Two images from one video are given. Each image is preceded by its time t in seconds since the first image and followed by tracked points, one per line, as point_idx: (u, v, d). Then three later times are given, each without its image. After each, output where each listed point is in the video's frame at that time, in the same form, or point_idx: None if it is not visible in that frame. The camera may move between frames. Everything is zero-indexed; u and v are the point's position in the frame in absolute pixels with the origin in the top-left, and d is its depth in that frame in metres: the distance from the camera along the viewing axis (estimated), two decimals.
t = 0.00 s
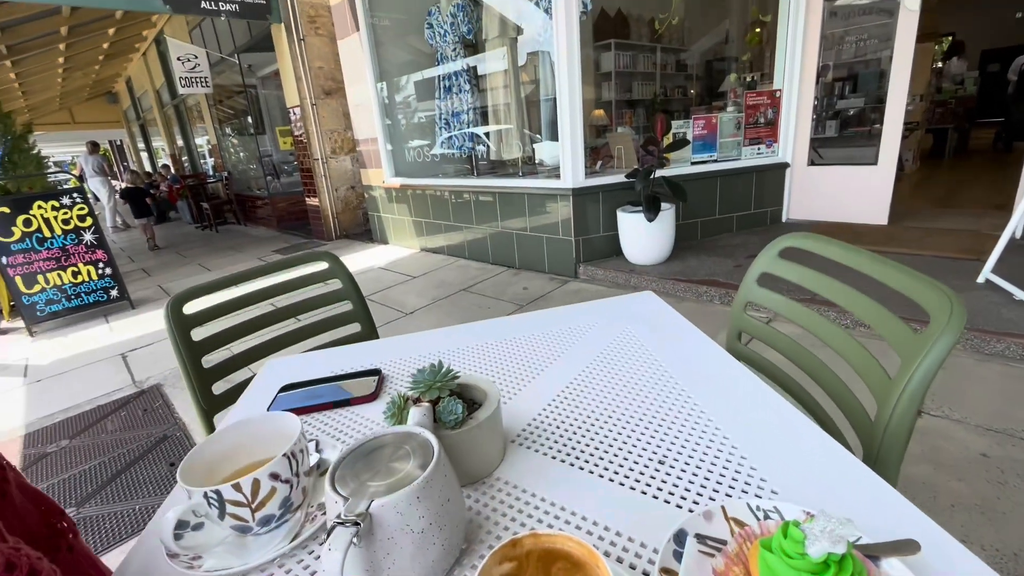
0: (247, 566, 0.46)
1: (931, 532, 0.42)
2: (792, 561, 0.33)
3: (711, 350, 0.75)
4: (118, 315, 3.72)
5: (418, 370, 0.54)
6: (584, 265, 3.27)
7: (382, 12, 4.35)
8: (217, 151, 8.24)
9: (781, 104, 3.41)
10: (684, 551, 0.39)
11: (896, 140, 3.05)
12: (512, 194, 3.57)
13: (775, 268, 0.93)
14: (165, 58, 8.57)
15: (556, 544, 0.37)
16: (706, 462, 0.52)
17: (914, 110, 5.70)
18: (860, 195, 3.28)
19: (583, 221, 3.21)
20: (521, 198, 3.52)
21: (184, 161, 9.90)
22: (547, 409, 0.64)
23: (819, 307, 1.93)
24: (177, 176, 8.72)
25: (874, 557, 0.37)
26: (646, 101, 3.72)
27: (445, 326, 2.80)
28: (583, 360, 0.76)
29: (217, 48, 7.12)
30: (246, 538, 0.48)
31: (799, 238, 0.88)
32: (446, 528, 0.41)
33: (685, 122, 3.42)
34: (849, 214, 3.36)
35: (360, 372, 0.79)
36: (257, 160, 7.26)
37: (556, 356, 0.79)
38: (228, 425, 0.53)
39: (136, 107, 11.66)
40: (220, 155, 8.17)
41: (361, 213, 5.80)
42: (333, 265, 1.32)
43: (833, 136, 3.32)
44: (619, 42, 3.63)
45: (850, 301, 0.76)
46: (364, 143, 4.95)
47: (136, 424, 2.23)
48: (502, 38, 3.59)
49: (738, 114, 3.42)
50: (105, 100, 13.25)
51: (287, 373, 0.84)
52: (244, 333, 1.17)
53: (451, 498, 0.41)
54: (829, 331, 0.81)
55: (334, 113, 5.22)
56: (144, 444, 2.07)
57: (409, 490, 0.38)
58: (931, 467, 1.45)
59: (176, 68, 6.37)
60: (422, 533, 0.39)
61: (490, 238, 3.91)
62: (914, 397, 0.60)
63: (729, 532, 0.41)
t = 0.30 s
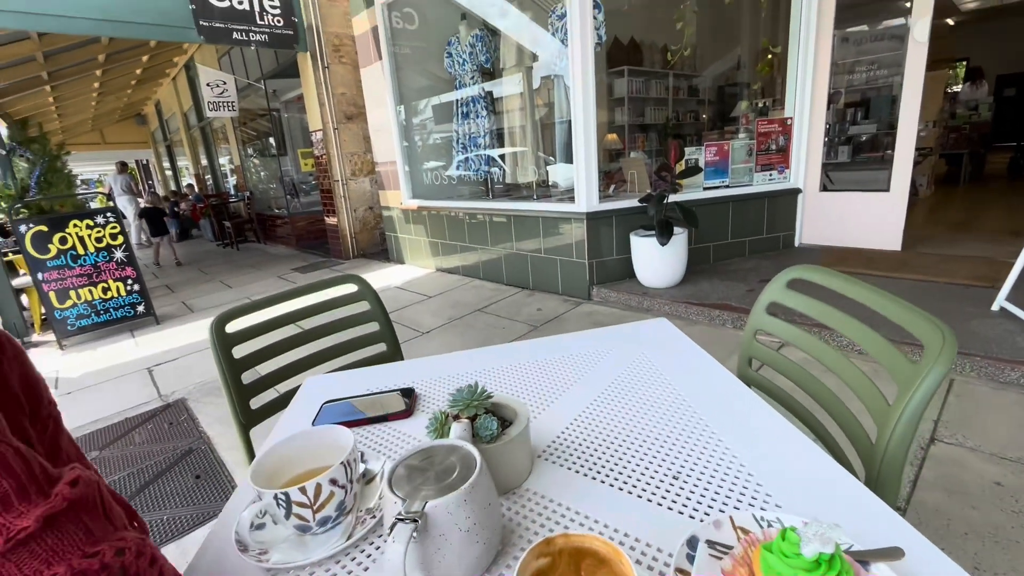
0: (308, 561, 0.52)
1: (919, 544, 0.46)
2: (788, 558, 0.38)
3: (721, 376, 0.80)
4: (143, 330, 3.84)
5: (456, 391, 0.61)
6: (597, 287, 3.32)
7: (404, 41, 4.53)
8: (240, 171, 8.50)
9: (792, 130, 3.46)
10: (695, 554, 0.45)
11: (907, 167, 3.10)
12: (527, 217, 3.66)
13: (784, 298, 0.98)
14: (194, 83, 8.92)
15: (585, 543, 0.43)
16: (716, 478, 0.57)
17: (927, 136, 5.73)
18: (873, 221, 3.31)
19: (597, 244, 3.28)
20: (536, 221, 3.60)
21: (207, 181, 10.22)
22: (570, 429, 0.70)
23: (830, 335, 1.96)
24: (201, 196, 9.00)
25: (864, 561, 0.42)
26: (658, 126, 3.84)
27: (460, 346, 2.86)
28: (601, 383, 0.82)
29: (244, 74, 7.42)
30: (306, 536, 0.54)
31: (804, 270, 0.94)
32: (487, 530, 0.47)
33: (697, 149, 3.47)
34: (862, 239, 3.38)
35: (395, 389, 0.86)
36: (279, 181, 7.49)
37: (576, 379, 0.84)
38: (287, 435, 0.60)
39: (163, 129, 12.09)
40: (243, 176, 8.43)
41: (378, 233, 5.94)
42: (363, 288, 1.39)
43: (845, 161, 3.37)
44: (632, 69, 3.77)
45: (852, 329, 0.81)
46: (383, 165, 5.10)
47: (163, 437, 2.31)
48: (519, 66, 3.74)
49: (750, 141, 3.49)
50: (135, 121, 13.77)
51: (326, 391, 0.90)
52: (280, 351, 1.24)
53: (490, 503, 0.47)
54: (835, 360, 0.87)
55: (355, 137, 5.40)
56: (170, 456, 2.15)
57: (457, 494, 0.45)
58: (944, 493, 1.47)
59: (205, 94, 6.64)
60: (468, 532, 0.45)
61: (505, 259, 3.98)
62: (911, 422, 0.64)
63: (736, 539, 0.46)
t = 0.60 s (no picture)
0: (361, 550, 0.59)
1: (907, 545, 0.52)
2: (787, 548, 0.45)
3: (731, 394, 0.87)
4: (165, 342, 3.96)
5: (491, 402, 0.69)
6: (609, 307, 3.38)
7: (422, 66, 4.71)
8: (260, 189, 8.75)
9: (802, 156, 3.53)
10: (706, 548, 0.51)
11: (917, 193, 3.15)
12: (540, 238, 3.74)
13: (789, 323, 1.05)
14: (219, 104, 9.24)
15: (610, 532, 0.50)
16: (724, 485, 0.64)
17: (937, 163, 5.77)
18: (882, 245, 3.35)
19: (609, 265, 3.35)
20: (549, 241, 3.68)
21: (227, 198, 10.50)
22: (590, 440, 0.77)
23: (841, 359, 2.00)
24: (221, 212, 9.22)
25: (854, 555, 0.48)
26: (669, 149, 3.95)
27: (475, 363, 2.93)
28: (619, 399, 0.89)
29: (268, 96, 7.69)
30: (359, 528, 0.61)
31: (812, 296, 1.00)
32: (523, 523, 0.54)
33: (708, 174, 3.55)
34: (872, 264, 3.42)
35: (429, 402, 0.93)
36: (297, 199, 7.69)
37: (594, 395, 0.91)
38: (344, 438, 0.67)
39: (186, 147, 12.46)
40: (263, 193, 8.67)
41: (393, 251, 6.07)
42: (391, 306, 1.48)
43: (856, 186, 3.42)
44: (643, 94, 3.87)
45: (852, 353, 0.87)
46: (400, 185, 5.25)
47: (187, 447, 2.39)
48: (534, 92, 3.87)
49: (760, 166, 3.56)
50: (160, 139, 14.25)
51: (364, 402, 0.98)
52: (312, 365, 1.33)
53: (526, 499, 0.54)
54: (839, 382, 0.93)
55: (373, 157, 5.57)
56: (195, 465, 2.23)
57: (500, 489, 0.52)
58: (954, 517, 1.50)
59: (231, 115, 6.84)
60: (508, 523, 0.52)
61: (517, 278, 4.06)
62: (903, 439, 0.70)
63: (743, 536, 0.53)
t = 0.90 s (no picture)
0: (395, 556, 0.63)
1: (901, 562, 0.56)
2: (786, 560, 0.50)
3: (739, 418, 0.92)
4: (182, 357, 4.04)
5: (514, 421, 0.77)
6: (619, 330, 3.42)
7: (438, 92, 4.86)
8: (276, 208, 8.94)
9: (810, 185, 3.59)
10: (714, 560, 0.56)
11: (925, 222, 3.19)
12: (551, 261, 3.81)
13: (794, 351, 1.10)
14: (239, 124, 9.52)
15: (627, 542, 0.55)
16: (731, 504, 0.68)
17: (945, 190, 5.79)
18: (891, 272, 3.37)
19: (619, 289, 3.41)
20: (559, 264, 3.75)
21: (244, 215, 10.74)
22: (605, 459, 0.82)
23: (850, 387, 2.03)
24: (237, 229, 9.42)
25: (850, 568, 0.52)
26: (678, 174, 4.03)
27: (485, 383, 2.97)
28: (632, 421, 0.94)
29: (287, 118, 7.93)
30: (393, 536, 0.66)
31: (815, 325, 1.05)
32: (546, 532, 0.59)
33: (717, 201, 3.62)
34: (881, 290, 3.45)
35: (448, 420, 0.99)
36: (312, 218, 7.86)
37: (608, 417, 0.96)
38: (378, 452, 0.74)
39: (204, 165, 12.79)
40: (279, 212, 8.86)
41: (405, 270, 6.16)
42: (410, 327, 1.54)
43: (865, 213, 3.46)
44: (653, 120, 3.95)
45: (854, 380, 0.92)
46: (414, 207, 5.37)
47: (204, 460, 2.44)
48: (547, 118, 3.99)
49: (768, 194, 3.63)
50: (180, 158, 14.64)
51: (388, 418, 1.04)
52: (335, 383, 1.39)
53: (549, 509, 0.60)
54: (841, 410, 0.98)
55: (388, 179, 5.71)
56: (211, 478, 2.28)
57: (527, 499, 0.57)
58: (964, 547, 1.50)
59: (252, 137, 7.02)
60: (533, 532, 0.57)
61: (528, 299, 4.12)
62: (901, 463, 0.75)
63: (748, 549, 0.58)
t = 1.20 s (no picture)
0: (417, 556, 0.67)
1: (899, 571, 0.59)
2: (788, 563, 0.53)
3: (744, 433, 0.95)
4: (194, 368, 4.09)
5: (530, 431, 0.81)
6: (626, 349, 3.44)
7: (451, 112, 4.97)
8: (288, 222, 9.09)
9: (817, 208, 3.64)
10: (720, 565, 0.59)
11: (932, 246, 3.21)
12: (559, 279, 3.86)
13: (799, 370, 1.13)
14: (255, 141, 9.73)
15: (637, 544, 0.59)
16: (737, 514, 0.72)
17: (954, 214, 5.79)
18: (899, 296, 3.38)
19: (627, 308, 3.44)
20: (568, 282, 3.79)
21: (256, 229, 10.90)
22: (616, 470, 0.85)
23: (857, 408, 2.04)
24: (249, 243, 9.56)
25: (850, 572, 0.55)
26: (686, 195, 4.08)
27: (493, 399, 3.00)
28: (641, 433, 0.98)
29: (303, 135, 8.11)
30: (415, 538, 0.70)
31: (819, 346, 1.09)
32: (562, 535, 0.62)
33: (724, 222, 3.68)
34: (889, 314, 3.45)
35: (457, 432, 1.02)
36: (323, 233, 7.98)
37: (618, 430, 1.00)
38: (398, 459, 0.77)
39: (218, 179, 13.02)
40: (291, 227, 9.00)
41: (414, 286, 6.22)
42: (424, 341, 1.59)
43: (873, 237, 3.49)
44: (661, 142, 4.00)
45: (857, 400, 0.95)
46: (424, 223, 5.46)
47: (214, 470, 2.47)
48: (557, 139, 4.07)
49: (775, 216, 3.67)
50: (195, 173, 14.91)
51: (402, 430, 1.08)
52: (351, 393, 1.44)
53: (564, 514, 0.64)
54: (845, 428, 1.01)
55: (400, 196, 5.81)
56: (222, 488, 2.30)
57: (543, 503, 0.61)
58: (972, 571, 1.50)
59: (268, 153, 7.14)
60: (549, 534, 0.61)
61: (536, 317, 4.15)
62: (902, 480, 0.78)
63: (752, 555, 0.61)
